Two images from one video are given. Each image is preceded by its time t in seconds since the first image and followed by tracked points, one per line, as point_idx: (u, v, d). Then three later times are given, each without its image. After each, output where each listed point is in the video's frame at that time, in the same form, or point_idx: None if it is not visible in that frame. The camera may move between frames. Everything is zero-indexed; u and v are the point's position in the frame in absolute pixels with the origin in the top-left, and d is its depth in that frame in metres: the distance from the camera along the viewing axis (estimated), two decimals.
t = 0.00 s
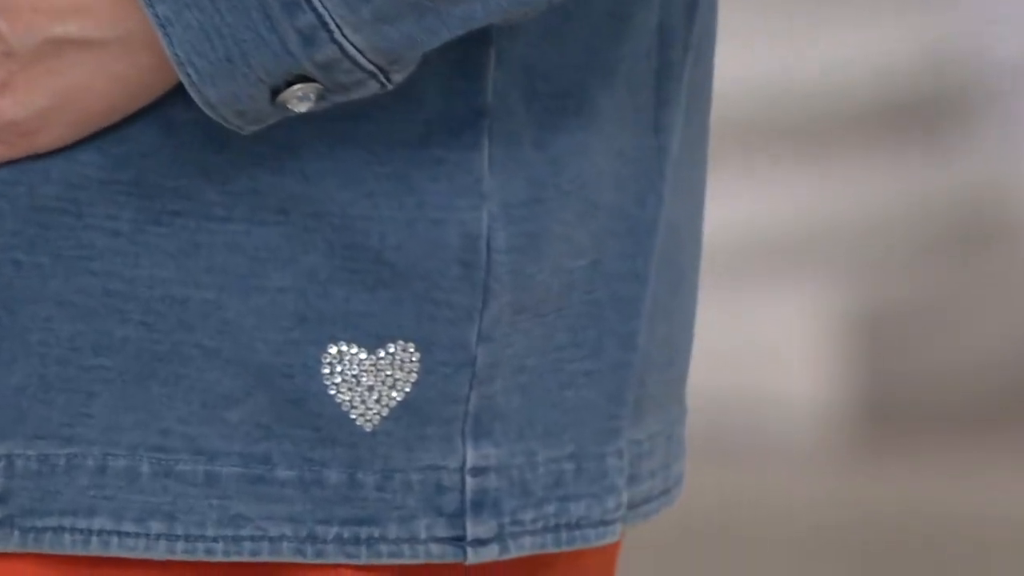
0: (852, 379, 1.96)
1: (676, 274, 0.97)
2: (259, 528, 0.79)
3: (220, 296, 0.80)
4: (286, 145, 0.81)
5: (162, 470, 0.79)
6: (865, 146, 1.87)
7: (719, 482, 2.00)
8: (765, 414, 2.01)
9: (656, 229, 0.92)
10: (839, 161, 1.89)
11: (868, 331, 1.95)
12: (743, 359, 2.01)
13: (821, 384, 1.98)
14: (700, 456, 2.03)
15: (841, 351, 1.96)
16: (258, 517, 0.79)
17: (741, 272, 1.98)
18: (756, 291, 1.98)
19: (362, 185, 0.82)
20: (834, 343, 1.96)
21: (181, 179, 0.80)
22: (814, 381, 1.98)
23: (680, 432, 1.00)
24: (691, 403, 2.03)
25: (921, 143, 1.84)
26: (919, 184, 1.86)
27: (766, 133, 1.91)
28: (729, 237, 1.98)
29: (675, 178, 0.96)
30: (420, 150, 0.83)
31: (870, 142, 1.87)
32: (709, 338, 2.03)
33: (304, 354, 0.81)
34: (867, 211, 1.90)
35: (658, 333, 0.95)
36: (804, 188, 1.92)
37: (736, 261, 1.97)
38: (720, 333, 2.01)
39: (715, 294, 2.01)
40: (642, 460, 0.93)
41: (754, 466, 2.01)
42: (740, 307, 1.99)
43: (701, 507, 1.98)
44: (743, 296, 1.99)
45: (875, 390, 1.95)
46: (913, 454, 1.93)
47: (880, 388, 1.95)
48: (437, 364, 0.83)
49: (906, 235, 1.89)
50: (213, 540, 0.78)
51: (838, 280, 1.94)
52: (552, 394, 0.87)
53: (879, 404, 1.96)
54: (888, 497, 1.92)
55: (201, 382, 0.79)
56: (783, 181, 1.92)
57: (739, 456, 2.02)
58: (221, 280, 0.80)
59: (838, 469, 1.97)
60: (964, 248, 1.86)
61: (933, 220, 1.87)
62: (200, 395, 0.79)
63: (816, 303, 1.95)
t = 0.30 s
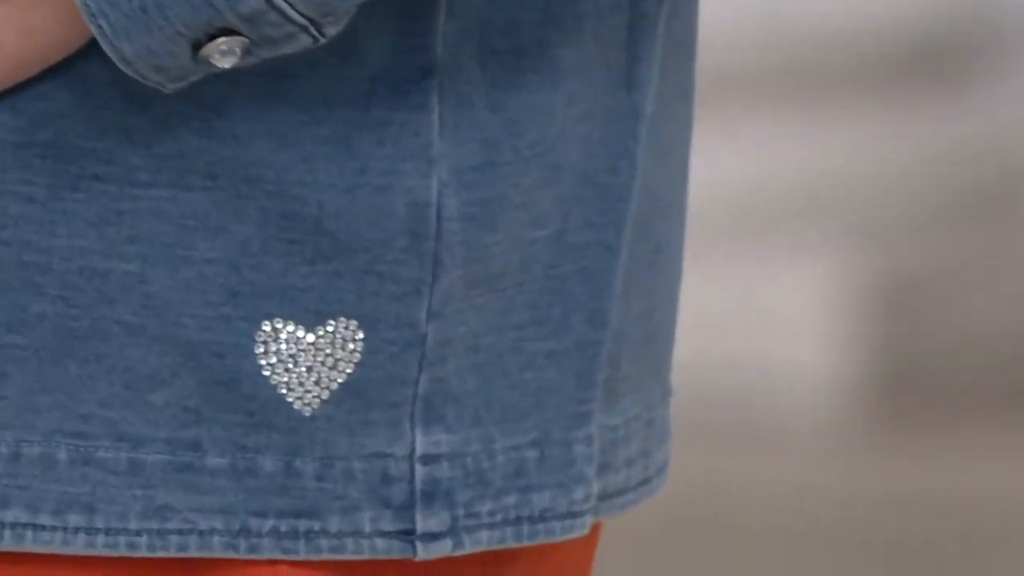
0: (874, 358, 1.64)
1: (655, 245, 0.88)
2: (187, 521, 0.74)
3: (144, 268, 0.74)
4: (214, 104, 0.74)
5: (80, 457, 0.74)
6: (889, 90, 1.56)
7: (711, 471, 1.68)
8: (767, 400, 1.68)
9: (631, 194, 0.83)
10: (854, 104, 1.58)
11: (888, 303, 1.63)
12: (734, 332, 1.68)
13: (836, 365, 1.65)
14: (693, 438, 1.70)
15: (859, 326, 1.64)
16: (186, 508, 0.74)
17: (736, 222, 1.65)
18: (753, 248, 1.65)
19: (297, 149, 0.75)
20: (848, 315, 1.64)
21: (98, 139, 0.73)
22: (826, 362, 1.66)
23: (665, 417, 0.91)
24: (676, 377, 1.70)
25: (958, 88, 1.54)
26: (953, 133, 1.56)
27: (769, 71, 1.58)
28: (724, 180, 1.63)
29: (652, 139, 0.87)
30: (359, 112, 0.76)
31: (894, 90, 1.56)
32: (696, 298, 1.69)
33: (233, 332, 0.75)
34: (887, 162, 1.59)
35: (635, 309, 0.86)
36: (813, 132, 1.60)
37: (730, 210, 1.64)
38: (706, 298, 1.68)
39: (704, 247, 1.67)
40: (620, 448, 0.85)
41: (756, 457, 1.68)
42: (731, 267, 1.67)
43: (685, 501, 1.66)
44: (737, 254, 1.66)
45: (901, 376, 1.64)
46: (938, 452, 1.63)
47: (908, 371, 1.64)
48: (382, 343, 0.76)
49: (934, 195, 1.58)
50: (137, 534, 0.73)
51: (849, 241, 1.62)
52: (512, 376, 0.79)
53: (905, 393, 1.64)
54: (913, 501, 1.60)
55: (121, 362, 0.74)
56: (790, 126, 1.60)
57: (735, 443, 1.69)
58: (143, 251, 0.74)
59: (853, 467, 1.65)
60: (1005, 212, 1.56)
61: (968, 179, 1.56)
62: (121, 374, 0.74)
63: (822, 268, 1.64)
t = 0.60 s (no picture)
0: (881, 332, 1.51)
1: (637, 212, 0.82)
2: (124, 512, 0.69)
3: (77, 236, 0.68)
4: (152, 58, 0.68)
5: (10, 443, 0.69)
6: (890, 45, 1.46)
7: (704, 455, 1.53)
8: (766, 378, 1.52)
9: (610, 157, 0.77)
10: (854, 62, 1.48)
11: (894, 273, 1.50)
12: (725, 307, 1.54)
13: (838, 340, 1.52)
14: (683, 420, 1.54)
15: (861, 297, 1.51)
16: (123, 497, 0.68)
17: (728, 185, 1.52)
18: (746, 213, 1.53)
19: (244, 108, 0.69)
20: (849, 287, 1.52)
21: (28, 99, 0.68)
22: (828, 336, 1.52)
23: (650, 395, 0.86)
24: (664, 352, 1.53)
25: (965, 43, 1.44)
26: (961, 90, 1.45)
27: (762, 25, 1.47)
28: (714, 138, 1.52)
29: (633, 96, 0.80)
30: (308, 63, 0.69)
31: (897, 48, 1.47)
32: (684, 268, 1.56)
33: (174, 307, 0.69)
34: (889, 124, 1.48)
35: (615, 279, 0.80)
36: (809, 92, 1.49)
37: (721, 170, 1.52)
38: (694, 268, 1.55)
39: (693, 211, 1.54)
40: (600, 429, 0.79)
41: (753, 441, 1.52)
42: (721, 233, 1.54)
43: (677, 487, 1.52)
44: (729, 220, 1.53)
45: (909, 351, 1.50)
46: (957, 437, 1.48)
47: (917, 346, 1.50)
48: (338, 318, 0.70)
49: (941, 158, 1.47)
50: (70, 525, 0.69)
51: (849, 209, 1.50)
52: (480, 353, 0.73)
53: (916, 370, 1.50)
54: (926, 491, 1.47)
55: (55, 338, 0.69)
56: (784, 84, 1.49)
57: (731, 428, 1.53)
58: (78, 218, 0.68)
59: (860, 451, 1.50)
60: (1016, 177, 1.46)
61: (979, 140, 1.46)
62: (55, 352, 0.69)
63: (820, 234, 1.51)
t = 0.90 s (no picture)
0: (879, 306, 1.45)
1: (619, 176, 0.76)
2: (57, 499, 0.64)
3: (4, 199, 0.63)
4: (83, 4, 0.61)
5: None
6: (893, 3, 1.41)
7: (692, 434, 1.48)
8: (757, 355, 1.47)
9: (590, 117, 0.71)
10: (855, 22, 1.42)
11: (889, 245, 1.45)
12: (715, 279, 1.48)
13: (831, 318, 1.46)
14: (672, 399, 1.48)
15: (857, 269, 1.46)
16: (57, 484, 0.64)
17: (719, 151, 1.46)
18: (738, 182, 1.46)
19: (185, 58, 0.62)
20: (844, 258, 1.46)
21: None
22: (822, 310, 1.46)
23: (635, 370, 0.81)
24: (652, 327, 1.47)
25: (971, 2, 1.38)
26: (966, 52, 1.40)
27: None
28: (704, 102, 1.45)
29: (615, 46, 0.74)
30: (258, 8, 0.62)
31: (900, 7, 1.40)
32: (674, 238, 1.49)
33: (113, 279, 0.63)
34: (890, 86, 1.42)
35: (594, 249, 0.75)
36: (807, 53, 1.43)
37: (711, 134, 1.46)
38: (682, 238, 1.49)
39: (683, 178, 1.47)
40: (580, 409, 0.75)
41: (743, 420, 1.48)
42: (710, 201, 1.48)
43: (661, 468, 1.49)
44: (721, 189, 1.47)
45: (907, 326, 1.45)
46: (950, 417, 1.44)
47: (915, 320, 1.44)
48: (291, 290, 0.64)
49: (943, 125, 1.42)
50: None
51: (845, 177, 1.45)
52: (447, 328, 0.68)
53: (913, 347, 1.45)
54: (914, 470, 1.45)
55: None
56: (781, 41, 1.43)
57: (720, 406, 1.48)
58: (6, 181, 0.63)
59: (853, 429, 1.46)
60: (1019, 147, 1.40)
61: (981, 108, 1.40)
62: None
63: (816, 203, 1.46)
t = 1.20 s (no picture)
0: (896, 329, 1.26)
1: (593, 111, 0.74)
2: None
3: None
4: None
5: None
6: None
7: (676, 413, 1.27)
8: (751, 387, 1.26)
9: (564, 65, 0.68)
10: None
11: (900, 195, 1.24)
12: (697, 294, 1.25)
13: (836, 275, 1.24)
14: (647, 435, 1.27)
15: (861, 223, 1.24)
16: None
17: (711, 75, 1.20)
18: (728, 115, 1.22)
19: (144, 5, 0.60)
20: (851, 213, 1.24)
21: None
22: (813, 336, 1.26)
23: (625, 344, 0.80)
24: (637, 361, 1.22)
25: None
26: None
27: None
28: (686, 90, 1.20)
29: None
30: None
31: None
32: (660, 257, 1.20)
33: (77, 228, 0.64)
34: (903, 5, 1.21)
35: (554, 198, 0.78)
36: None
37: (695, 130, 1.20)
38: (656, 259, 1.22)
39: (666, 183, 1.20)
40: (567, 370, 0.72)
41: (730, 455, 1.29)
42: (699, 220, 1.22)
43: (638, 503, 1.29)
44: (714, 197, 1.22)
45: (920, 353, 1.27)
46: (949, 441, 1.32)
47: (938, 342, 1.27)
48: (240, 250, 0.62)
49: (965, 82, 1.22)
50: None
51: (856, 115, 1.22)
52: (417, 291, 0.65)
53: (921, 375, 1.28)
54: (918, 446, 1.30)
55: None
56: None
57: (712, 382, 1.26)
58: None
59: (857, 403, 1.28)
60: None
61: (989, 98, 1.23)
62: None
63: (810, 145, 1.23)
